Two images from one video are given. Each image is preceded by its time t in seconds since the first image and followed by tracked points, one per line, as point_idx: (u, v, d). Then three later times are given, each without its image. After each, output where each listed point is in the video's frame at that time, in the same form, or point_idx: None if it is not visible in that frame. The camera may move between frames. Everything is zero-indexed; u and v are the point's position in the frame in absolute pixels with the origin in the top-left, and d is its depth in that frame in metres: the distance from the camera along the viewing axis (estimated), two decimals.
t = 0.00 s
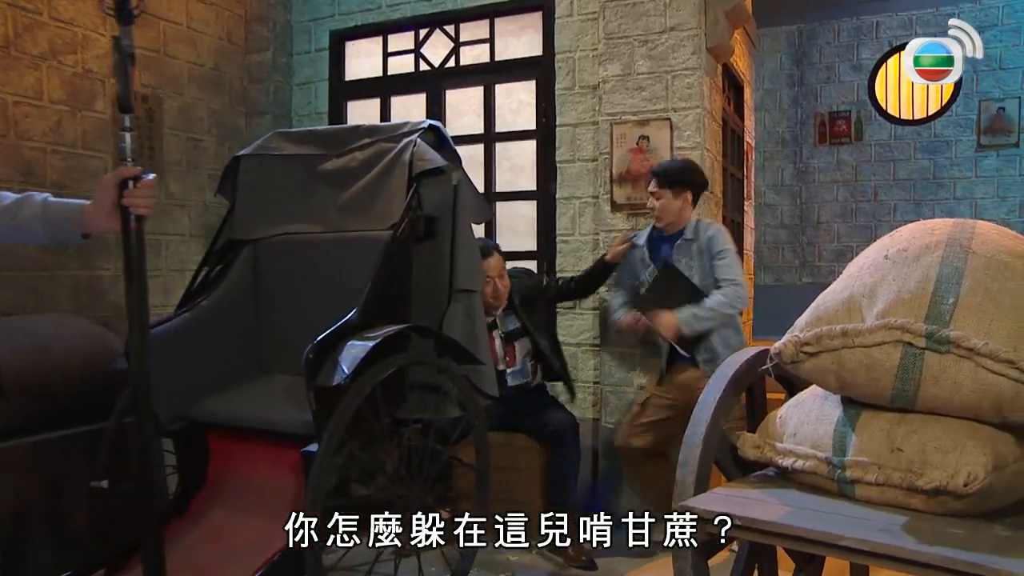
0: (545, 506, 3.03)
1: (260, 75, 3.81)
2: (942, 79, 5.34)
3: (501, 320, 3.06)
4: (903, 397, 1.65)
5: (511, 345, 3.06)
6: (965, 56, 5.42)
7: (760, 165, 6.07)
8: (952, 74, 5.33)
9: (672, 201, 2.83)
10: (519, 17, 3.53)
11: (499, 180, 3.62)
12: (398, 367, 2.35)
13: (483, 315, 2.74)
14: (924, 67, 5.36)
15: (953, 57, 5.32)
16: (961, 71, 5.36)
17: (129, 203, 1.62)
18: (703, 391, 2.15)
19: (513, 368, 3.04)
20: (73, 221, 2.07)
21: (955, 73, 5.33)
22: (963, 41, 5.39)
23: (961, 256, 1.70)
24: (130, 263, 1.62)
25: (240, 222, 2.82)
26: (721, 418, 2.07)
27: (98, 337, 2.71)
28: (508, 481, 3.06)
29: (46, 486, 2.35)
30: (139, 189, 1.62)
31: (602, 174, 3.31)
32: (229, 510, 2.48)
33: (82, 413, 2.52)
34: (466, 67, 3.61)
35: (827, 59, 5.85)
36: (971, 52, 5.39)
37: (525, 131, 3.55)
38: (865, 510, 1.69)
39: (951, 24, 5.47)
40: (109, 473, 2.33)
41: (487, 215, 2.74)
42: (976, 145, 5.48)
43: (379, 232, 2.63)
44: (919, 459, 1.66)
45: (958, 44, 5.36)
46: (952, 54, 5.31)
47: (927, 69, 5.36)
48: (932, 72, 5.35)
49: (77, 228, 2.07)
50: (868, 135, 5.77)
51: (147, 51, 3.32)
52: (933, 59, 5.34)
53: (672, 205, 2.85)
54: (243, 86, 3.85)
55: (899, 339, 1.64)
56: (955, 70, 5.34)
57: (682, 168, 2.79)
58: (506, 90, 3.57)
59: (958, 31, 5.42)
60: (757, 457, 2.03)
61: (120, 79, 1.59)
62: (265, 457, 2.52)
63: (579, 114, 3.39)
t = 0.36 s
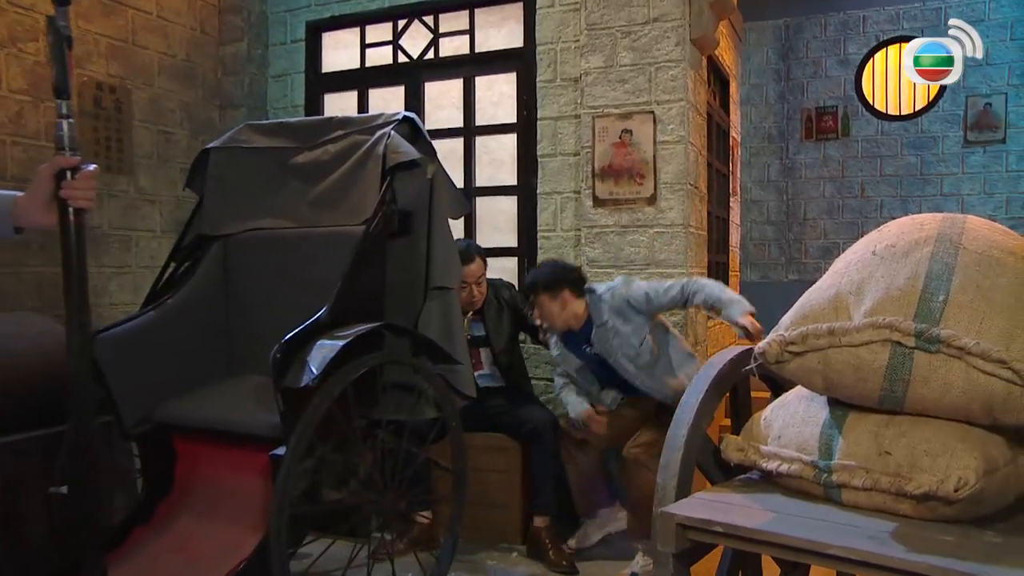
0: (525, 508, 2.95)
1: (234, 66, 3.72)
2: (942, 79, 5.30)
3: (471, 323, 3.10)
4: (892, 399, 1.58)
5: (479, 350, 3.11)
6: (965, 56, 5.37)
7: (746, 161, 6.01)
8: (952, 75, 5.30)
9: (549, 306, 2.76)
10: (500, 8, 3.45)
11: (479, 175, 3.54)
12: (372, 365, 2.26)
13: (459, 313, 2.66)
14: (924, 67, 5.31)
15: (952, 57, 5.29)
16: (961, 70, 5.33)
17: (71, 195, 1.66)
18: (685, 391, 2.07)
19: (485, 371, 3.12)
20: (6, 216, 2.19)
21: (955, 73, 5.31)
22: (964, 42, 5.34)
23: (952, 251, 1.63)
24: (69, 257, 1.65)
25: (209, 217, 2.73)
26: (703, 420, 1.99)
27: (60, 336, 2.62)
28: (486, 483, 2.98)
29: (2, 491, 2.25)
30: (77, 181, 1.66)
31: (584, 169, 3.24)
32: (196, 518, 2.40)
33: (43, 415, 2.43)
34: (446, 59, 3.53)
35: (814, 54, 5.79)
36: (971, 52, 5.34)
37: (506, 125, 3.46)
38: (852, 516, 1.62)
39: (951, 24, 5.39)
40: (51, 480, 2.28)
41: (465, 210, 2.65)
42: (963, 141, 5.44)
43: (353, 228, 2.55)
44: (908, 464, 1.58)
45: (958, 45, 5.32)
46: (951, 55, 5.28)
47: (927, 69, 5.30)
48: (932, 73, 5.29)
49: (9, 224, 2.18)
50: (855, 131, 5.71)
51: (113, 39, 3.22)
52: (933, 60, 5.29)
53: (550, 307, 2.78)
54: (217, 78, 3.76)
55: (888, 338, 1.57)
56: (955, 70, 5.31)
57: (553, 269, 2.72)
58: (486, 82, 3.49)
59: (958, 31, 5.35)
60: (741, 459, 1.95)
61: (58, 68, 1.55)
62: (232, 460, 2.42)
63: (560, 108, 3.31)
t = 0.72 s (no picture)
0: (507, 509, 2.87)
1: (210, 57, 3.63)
2: (941, 79, 5.25)
3: (460, 330, 3.04)
4: (883, 399, 1.51)
5: (464, 358, 3.06)
6: (965, 57, 5.31)
7: (735, 155, 5.95)
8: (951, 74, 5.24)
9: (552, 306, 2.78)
10: None
11: (461, 168, 3.46)
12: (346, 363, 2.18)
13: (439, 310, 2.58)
14: (924, 67, 5.21)
15: (953, 57, 5.23)
16: (960, 71, 5.29)
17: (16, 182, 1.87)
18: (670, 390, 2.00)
19: (468, 381, 3.02)
20: None
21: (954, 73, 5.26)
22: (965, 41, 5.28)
23: (946, 246, 1.56)
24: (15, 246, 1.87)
25: (180, 210, 2.64)
26: (688, 421, 1.92)
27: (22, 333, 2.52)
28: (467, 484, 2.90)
29: None
30: (21, 171, 1.86)
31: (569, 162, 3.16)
32: (162, 522, 2.31)
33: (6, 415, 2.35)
34: (427, 49, 3.44)
35: (804, 47, 5.73)
36: (971, 52, 5.28)
37: (489, 117, 3.38)
38: (843, 521, 1.54)
39: (951, 24, 5.31)
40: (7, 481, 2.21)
41: (445, 203, 2.57)
42: (953, 136, 5.39)
43: (328, 222, 2.47)
44: (901, 466, 1.51)
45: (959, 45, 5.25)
46: (951, 54, 5.21)
47: (928, 69, 5.21)
48: (933, 73, 5.22)
49: None
50: (846, 125, 5.64)
51: (82, 27, 3.13)
52: (933, 60, 5.21)
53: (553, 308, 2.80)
54: (191, 69, 3.68)
55: (879, 335, 1.49)
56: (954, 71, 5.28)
57: (574, 269, 2.76)
58: (468, 73, 3.41)
59: (959, 31, 5.29)
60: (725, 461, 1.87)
61: None
62: (201, 460, 2.34)
63: (544, 99, 3.23)
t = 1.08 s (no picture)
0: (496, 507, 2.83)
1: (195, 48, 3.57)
2: (941, 79, 5.17)
3: (465, 323, 2.94)
4: (879, 396, 1.46)
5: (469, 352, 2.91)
6: (965, 57, 5.27)
7: (728, 149, 5.90)
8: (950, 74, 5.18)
9: (568, 323, 2.76)
10: None
11: (450, 161, 3.41)
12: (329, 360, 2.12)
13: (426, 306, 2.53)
14: (925, 67, 5.11)
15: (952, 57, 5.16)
16: (961, 70, 5.24)
17: None
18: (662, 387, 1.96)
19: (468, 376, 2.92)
20: None
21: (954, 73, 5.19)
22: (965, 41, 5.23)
23: (943, 238, 1.51)
24: None
25: (161, 203, 2.58)
26: (679, 419, 1.87)
27: None
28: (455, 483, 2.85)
29: None
30: None
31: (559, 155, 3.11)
32: (143, 522, 2.26)
33: None
34: (415, 41, 3.39)
35: (796, 41, 5.69)
36: (971, 52, 5.24)
37: (478, 110, 3.33)
38: (837, 522, 1.49)
39: (950, 24, 5.26)
40: None
41: (433, 197, 2.52)
42: (946, 130, 5.36)
43: (312, 215, 2.41)
44: (896, 466, 1.46)
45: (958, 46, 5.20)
46: (951, 55, 5.13)
47: (928, 69, 5.13)
48: (932, 73, 5.14)
49: None
50: (839, 119, 5.60)
51: (62, 16, 3.07)
52: (933, 60, 5.13)
53: (567, 326, 2.79)
54: (176, 60, 3.62)
55: (875, 331, 1.44)
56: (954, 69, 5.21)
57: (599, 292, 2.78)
58: (457, 65, 3.36)
59: (959, 32, 5.23)
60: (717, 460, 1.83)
61: None
62: (184, 459, 2.28)
63: (534, 91, 3.17)
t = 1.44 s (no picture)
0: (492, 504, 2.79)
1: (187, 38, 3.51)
2: (941, 79, 5.19)
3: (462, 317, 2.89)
4: (881, 392, 1.43)
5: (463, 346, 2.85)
6: (964, 56, 5.24)
7: (727, 142, 5.86)
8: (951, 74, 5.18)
9: (570, 323, 2.73)
10: None
11: (447, 154, 3.36)
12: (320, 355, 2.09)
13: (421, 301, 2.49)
14: (924, 67, 5.15)
15: (953, 57, 5.17)
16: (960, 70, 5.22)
17: None
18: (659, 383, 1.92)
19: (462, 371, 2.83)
20: None
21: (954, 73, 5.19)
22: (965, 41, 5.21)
23: (947, 230, 1.47)
24: None
25: (151, 196, 2.54)
26: (677, 415, 1.83)
27: None
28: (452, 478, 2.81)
29: None
30: None
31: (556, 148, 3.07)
32: (133, 519, 2.22)
33: None
34: (411, 32, 3.34)
35: (797, 33, 5.64)
36: (971, 52, 5.21)
37: (475, 102, 3.28)
38: (839, 521, 1.45)
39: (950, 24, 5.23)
40: None
41: (428, 189, 2.48)
42: (947, 123, 5.32)
43: (305, 208, 2.37)
44: (899, 463, 1.43)
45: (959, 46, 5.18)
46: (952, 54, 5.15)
47: (928, 69, 5.16)
48: (932, 73, 5.17)
49: None
50: (839, 112, 5.56)
51: (52, 6, 3.03)
52: (933, 60, 5.15)
53: (569, 327, 2.75)
54: (168, 51, 3.57)
55: (877, 325, 1.40)
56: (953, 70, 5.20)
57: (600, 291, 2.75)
58: (454, 56, 3.31)
59: (959, 31, 5.21)
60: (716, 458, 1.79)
61: None
62: (176, 456, 2.25)
63: (532, 82, 3.13)
